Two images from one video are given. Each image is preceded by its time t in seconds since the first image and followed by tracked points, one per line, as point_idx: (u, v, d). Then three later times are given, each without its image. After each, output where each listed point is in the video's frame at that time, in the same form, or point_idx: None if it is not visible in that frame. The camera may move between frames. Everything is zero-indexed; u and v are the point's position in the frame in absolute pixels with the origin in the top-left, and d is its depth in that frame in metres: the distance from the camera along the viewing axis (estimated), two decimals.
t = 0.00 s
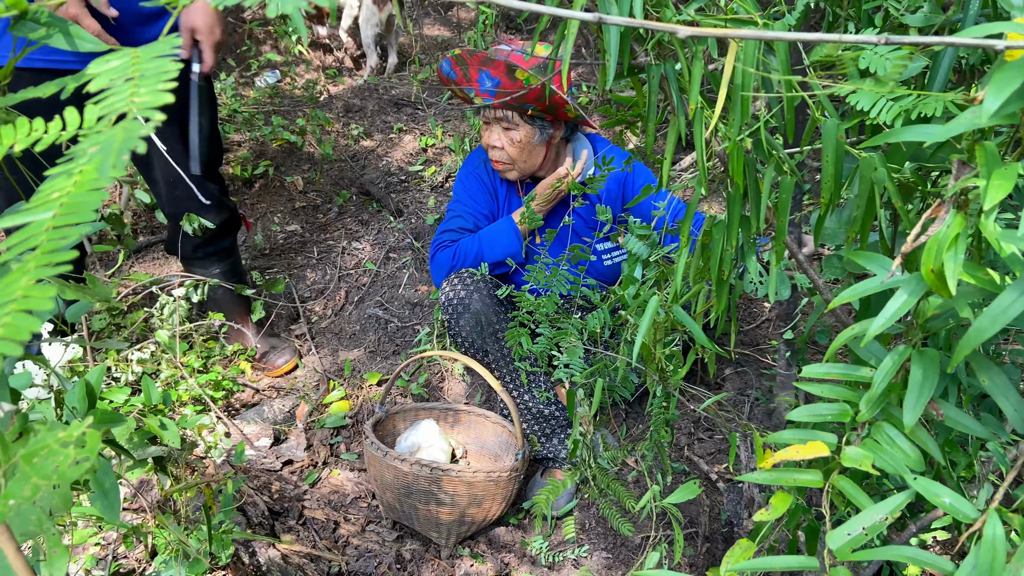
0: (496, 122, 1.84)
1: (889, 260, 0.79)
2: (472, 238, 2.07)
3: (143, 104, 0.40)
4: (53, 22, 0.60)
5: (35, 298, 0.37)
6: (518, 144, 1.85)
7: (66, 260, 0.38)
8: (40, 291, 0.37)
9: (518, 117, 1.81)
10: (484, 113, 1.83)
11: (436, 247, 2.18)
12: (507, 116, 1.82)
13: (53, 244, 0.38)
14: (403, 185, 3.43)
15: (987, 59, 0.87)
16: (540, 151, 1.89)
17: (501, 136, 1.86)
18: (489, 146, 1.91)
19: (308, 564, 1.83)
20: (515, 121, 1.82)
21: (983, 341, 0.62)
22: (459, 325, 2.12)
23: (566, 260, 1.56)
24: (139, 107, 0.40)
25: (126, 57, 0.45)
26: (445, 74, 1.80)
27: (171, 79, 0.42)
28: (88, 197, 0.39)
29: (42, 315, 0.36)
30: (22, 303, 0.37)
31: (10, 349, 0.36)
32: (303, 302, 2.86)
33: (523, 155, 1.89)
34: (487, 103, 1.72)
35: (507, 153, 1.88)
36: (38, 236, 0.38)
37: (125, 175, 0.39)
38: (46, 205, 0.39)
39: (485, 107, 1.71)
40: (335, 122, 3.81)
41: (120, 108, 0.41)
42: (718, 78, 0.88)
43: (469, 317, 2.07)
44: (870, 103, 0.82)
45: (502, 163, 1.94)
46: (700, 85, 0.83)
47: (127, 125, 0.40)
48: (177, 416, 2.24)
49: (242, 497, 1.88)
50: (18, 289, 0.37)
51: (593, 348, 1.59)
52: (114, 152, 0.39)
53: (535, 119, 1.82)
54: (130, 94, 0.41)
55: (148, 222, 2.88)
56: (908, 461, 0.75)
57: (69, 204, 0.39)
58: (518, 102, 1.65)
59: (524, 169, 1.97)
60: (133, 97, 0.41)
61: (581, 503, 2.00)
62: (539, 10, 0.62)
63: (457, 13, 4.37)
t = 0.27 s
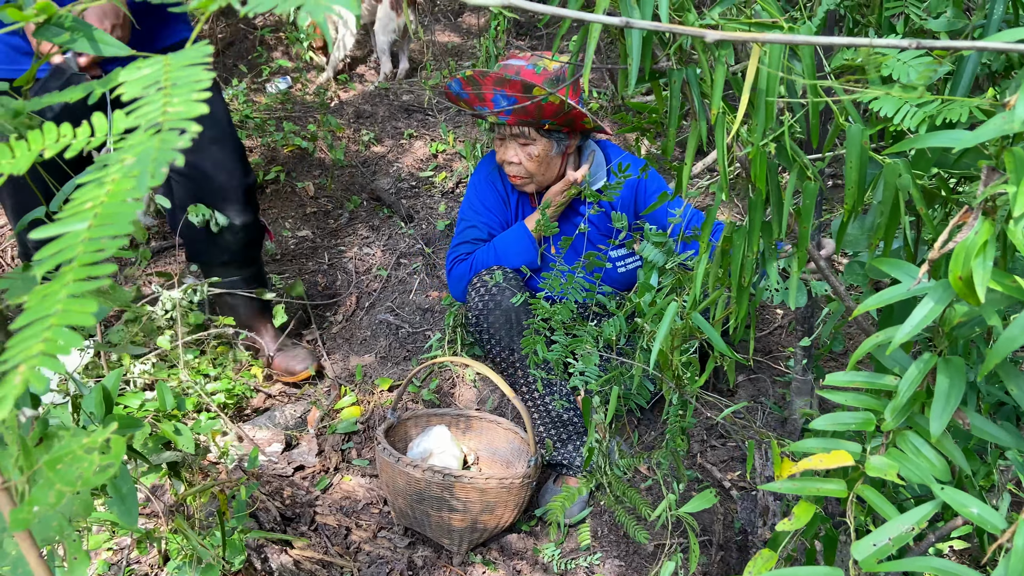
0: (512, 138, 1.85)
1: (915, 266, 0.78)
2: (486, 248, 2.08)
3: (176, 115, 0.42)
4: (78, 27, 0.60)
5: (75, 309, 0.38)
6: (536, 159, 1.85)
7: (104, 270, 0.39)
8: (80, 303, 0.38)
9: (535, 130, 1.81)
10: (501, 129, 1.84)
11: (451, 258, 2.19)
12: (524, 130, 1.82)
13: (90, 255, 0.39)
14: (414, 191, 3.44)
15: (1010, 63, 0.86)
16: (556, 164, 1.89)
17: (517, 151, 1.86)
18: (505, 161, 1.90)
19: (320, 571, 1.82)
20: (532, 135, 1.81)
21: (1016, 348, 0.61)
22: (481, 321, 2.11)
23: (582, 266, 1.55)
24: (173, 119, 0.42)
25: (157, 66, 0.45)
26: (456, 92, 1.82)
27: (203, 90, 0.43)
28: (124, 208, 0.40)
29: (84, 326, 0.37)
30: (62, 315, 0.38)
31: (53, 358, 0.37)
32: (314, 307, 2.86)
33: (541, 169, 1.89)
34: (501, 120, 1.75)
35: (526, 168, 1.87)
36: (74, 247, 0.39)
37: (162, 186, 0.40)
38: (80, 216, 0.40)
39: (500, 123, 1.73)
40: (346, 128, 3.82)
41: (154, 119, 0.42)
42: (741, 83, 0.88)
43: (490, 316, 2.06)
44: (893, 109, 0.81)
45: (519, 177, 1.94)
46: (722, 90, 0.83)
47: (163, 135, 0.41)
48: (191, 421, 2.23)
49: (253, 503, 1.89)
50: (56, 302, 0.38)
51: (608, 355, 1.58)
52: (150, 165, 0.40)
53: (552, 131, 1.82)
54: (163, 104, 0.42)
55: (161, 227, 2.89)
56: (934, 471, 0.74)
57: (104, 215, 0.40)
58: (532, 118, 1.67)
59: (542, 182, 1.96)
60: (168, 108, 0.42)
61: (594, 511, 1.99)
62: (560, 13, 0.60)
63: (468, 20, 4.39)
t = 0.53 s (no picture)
0: (520, 152, 1.85)
1: (932, 280, 0.77)
2: (495, 265, 2.10)
3: (202, 132, 0.41)
4: (104, 40, 0.59)
5: (100, 323, 0.38)
6: (545, 170, 1.85)
7: (129, 287, 0.38)
8: (105, 316, 0.38)
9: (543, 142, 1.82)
10: (508, 144, 1.84)
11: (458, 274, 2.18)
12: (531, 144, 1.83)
13: (116, 269, 0.38)
14: (423, 200, 3.45)
15: None
16: (565, 175, 1.90)
17: (526, 165, 1.86)
18: (514, 176, 1.90)
19: None
20: (540, 147, 1.82)
21: None
22: (500, 323, 2.14)
23: (594, 278, 1.55)
24: (199, 136, 0.40)
25: (184, 82, 0.44)
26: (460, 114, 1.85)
27: (231, 106, 0.42)
28: (150, 223, 0.39)
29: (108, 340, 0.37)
30: (88, 328, 0.37)
31: (80, 373, 0.37)
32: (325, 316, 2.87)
33: (551, 180, 1.89)
34: (509, 136, 1.77)
35: (536, 181, 1.87)
36: (100, 261, 0.38)
37: (189, 203, 0.39)
38: (106, 228, 0.39)
39: (508, 139, 1.76)
40: (356, 138, 3.84)
41: (181, 135, 0.41)
42: (756, 97, 0.88)
43: (508, 321, 2.09)
44: (910, 123, 0.81)
45: (530, 191, 1.94)
46: (739, 104, 0.83)
47: (189, 153, 0.40)
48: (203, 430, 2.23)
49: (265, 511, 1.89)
50: (83, 313, 0.38)
51: (620, 366, 1.58)
52: (176, 181, 0.39)
53: (561, 142, 1.83)
54: (190, 121, 0.41)
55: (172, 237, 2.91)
56: (951, 485, 0.73)
57: (130, 229, 0.39)
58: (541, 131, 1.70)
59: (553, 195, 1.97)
60: (193, 124, 0.41)
61: (604, 522, 1.98)
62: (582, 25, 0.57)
63: (476, 30, 4.42)
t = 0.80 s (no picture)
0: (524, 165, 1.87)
1: (934, 301, 0.79)
2: (498, 283, 2.13)
3: (237, 170, 0.43)
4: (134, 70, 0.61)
5: (148, 355, 0.40)
6: (551, 183, 1.87)
7: (174, 320, 0.40)
8: (153, 348, 0.40)
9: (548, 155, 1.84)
10: (513, 158, 1.85)
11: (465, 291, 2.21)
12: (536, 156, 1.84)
13: (160, 301, 0.40)
14: (431, 213, 3.48)
15: None
16: (569, 188, 1.91)
17: (532, 179, 1.87)
18: (520, 190, 1.92)
19: None
20: (545, 160, 1.84)
21: None
22: (506, 337, 2.16)
23: (602, 292, 1.57)
24: (234, 174, 0.43)
25: (218, 120, 0.47)
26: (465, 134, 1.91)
27: (263, 144, 0.45)
28: (190, 257, 0.41)
29: (157, 371, 0.39)
30: (138, 360, 0.40)
31: (130, 402, 0.39)
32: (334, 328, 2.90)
33: (556, 193, 1.91)
34: (512, 150, 1.81)
35: (542, 194, 1.89)
36: (144, 293, 0.41)
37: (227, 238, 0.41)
38: (148, 261, 0.42)
39: (512, 153, 1.80)
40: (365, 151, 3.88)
41: (217, 173, 0.43)
42: (761, 120, 0.90)
43: (515, 335, 2.12)
44: (910, 147, 0.83)
45: (536, 206, 1.95)
46: (744, 128, 0.85)
47: (225, 191, 0.42)
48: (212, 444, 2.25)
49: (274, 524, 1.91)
50: (131, 345, 0.40)
51: (628, 381, 1.60)
52: (215, 219, 0.41)
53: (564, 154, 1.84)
54: (225, 159, 0.44)
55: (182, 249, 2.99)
56: (953, 503, 0.74)
57: (171, 262, 0.41)
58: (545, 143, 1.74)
59: (560, 208, 1.99)
60: (229, 162, 0.43)
61: (611, 536, 1.99)
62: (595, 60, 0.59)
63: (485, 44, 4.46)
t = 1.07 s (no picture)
0: (525, 180, 1.89)
1: (912, 326, 0.83)
2: (498, 300, 2.17)
3: (250, 215, 0.46)
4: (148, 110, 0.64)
5: (167, 388, 0.44)
6: (552, 197, 1.89)
7: (191, 356, 0.44)
8: (170, 382, 0.44)
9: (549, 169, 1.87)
10: (515, 173, 1.87)
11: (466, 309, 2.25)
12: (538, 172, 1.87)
13: (178, 336, 0.44)
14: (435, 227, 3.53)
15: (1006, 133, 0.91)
16: (570, 203, 1.94)
17: (533, 194, 1.90)
18: (522, 206, 1.94)
19: None
20: (546, 174, 1.86)
21: (1000, 408, 0.66)
22: (506, 351, 2.18)
23: (598, 309, 1.60)
24: (247, 219, 0.46)
25: (231, 166, 0.50)
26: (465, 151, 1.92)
27: (273, 190, 0.48)
28: (206, 295, 0.45)
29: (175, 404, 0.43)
30: (158, 393, 0.44)
31: (150, 432, 0.43)
32: (338, 342, 2.94)
33: (557, 208, 1.93)
34: (513, 165, 1.84)
35: (543, 208, 1.91)
36: (162, 329, 0.45)
37: (239, 278, 0.44)
38: (166, 299, 0.45)
39: (514, 168, 1.83)
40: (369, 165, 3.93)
41: (229, 217, 0.46)
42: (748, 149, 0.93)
43: (517, 349, 2.14)
44: (891, 178, 0.86)
45: (537, 219, 1.96)
46: (729, 158, 0.89)
47: (239, 235, 0.45)
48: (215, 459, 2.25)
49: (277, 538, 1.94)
50: (151, 379, 0.44)
51: (624, 397, 1.63)
52: (229, 260, 0.44)
53: (565, 167, 1.87)
54: (238, 204, 0.47)
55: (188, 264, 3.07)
56: (930, 521, 0.78)
57: (186, 300, 0.45)
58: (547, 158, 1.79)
59: (560, 222, 2.00)
60: (242, 207, 0.46)
61: (610, 550, 2.01)
62: (583, 106, 0.64)
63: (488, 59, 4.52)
